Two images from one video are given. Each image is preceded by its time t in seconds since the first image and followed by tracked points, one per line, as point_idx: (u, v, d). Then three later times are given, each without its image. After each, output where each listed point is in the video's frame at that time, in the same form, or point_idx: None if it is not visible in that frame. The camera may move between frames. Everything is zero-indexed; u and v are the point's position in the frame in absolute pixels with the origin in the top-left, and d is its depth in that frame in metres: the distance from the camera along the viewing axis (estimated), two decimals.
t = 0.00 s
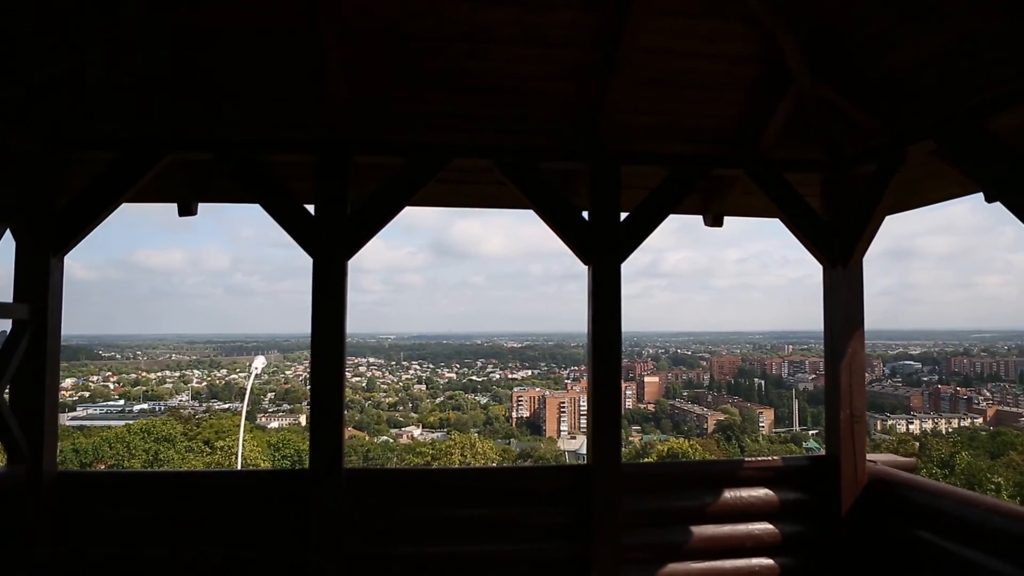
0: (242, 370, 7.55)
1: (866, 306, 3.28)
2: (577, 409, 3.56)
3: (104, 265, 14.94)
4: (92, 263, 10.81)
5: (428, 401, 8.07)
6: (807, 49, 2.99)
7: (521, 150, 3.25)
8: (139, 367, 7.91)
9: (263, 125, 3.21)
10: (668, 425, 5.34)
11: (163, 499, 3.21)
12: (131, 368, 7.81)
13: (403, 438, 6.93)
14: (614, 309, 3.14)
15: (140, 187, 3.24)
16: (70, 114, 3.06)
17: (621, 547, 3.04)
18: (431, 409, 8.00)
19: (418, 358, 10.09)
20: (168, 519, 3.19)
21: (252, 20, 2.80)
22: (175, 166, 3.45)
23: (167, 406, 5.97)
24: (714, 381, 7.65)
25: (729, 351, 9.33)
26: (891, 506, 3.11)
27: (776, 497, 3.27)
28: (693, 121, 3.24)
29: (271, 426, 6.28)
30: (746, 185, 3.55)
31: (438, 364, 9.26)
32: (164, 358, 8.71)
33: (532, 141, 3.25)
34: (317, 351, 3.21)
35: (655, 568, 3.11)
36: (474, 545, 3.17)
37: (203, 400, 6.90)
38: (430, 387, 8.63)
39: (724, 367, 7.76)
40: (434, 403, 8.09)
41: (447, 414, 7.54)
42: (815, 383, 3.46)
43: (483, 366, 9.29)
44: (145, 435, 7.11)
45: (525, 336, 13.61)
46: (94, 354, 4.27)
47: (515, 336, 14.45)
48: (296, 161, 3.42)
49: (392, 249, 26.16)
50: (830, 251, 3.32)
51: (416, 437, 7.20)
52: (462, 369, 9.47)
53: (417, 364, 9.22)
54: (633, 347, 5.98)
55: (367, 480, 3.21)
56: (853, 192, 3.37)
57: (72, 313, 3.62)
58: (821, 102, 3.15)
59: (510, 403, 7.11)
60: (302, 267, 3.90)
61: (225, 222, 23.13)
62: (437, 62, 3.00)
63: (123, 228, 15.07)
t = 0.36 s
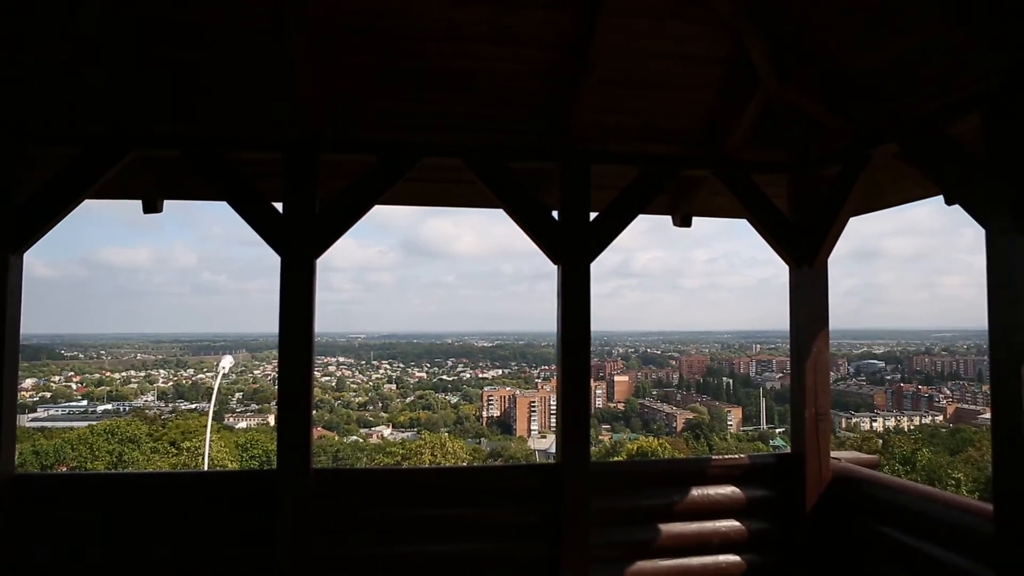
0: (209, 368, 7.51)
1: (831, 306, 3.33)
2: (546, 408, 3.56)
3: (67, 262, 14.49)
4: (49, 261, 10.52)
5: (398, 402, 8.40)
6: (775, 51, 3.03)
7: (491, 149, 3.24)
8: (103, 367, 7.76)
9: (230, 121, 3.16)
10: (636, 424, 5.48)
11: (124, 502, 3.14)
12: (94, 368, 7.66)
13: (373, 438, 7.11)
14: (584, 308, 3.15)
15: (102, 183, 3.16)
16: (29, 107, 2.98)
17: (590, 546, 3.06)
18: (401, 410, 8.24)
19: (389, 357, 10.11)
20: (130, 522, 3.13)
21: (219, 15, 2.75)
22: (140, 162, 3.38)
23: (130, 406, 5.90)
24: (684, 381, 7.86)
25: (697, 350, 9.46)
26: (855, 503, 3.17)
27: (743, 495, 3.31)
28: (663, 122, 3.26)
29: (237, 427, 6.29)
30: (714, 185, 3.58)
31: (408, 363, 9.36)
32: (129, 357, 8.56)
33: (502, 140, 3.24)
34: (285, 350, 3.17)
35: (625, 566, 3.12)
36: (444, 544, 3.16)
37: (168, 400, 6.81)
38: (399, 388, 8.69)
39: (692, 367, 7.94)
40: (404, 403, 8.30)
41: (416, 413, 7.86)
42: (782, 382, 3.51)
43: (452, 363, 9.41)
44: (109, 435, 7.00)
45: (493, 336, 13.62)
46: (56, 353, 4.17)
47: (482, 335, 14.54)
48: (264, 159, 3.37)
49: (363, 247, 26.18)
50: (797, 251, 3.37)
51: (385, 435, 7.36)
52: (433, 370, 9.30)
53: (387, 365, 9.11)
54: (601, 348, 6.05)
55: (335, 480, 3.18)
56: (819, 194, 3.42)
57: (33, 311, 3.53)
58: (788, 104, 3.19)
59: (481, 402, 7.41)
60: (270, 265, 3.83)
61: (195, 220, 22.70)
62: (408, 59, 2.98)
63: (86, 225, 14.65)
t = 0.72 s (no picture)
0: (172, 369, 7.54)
1: (794, 306, 3.38)
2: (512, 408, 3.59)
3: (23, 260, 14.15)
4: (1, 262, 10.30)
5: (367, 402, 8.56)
6: (742, 55, 3.05)
7: (458, 148, 3.22)
8: (62, 367, 7.66)
9: (193, 117, 3.09)
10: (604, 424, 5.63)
11: (82, 505, 3.07)
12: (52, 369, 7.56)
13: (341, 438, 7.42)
14: (551, 309, 3.16)
15: (57, 180, 3.07)
16: None
17: (557, 545, 3.07)
18: (369, 410, 8.46)
19: (356, 358, 10.23)
20: (85, 526, 3.05)
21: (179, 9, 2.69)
22: (98, 158, 3.29)
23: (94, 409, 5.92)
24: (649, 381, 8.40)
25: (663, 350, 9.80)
26: (818, 501, 3.22)
27: (707, 494, 3.34)
28: (630, 123, 3.28)
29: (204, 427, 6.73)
30: (680, 187, 3.60)
31: (376, 364, 9.63)
32: (89, 357, 8.45)
33: (469, 140, 3.23)
34: (249, 351, 3.12)
35: (591, 565, 3.14)
36: (411, 545, 3.15)
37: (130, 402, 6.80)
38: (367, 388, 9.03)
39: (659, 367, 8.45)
40: (374, 404, 8.54)
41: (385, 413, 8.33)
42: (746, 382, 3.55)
43: (421, 363, 9.72)
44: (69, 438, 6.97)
45: (461, 337, 13.78)
46: (11, 354, 4.10)
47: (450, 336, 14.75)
48: (227, 156, 3.31)
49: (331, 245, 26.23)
50: (761, 252, 3.40)
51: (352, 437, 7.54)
52: (400, 370, 9.66)
53: (356, 364, 9.44)
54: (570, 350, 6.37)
55: (300, 481, 3.15)
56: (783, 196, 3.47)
57: None
58: (752, 107, 3.24)
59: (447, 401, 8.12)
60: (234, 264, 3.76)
61: (160, 217, 22.25)
62: (375, 58, 2.95)
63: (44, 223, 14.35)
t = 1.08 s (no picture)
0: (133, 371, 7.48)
1: (755, 306, 3.43)
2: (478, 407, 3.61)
3: None
4: None
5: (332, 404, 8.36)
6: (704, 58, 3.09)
7: (425, 147, 3.21)
8: (17, 369, 7.52)
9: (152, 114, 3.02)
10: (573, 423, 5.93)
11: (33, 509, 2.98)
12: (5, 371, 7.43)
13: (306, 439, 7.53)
14: (516, 308, 3.17)
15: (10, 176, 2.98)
16: None
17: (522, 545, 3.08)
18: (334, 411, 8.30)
19: (322, 359, 10.29)
20: (37, 531, 2.96)
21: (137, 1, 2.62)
22: (53, 153, 3.20)
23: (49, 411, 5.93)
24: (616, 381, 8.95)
25: (630, 351, 10.57)
26: (778, 498, 3.28)
27: (670, 492, 3.37)
28: (595, 125, 3.29)
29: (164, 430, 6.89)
30: (645, 188, 3.63)
31: (342, 365, 9.80)
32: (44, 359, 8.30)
33: (435, 139, 3.22)
34: (210, 351, 3.07)
35: (555, 564, 3.15)
36: (375, 546, 3.14)
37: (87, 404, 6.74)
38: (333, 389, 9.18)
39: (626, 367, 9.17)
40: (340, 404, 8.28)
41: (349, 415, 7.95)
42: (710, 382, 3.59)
43: (388, 364, 9.94)
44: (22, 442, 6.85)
45: (430, 336, 13.92)
46: None
47: (419, 336, 14.87)
48: (188, 153, 3.25)
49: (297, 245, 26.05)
50: (724, 253, 3.44)
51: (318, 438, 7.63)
52: (365, 371, 9.85)
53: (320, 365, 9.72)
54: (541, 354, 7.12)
55: (262, 483, 3.11)
56: (745, 198, 3.52)
57: None
58: (716, 109, 3.27)
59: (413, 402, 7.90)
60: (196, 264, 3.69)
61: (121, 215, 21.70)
62: (339, 56, 2.91)
63: None
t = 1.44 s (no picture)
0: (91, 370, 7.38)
1: (719, 306, 3.47)
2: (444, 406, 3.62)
3: None
4: None
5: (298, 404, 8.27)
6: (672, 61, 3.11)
7: (391, 146, 3.20)
8: None
9: (112, 110, 2.95)
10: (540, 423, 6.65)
11: None
12: None
13: (270, 440, 7.62)
14: (482, 308, 3.16)
15: None
16: None
17: (488, 545, 3.08)
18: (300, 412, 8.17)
19: (287, 359, 10.26)
20: None
21: None
22: (9, 147, 3.12)
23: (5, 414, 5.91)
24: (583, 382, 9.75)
25: (597, 351, 11.58)
26: (741, 496, 3.32)
27: (636, 491, 3.40)
28: (563, 125, 3.30)
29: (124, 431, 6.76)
30: (612, 189, 3.65)
31: (308, 363, 9.87)
32: None
33: (403, 138, 3.20)
34: (171, 352, 3.01)
35: (520, 564, 3.16)
36: (341, 547, 3.12)
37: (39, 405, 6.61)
38: (299, 388, 8.75)
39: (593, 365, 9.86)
40: (304, 404, 8.37)
41: (315, 415, 8.21)
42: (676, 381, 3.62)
43: (354, 364, 10.09)
44: None
45: (397, 336, 14.02)
46: None
47: (386, 336, 14.93)
48: (149, 149, 3.18)
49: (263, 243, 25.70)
50: (689, 254, 3.48)
51: (283, 437, 7.74)
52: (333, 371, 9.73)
53: (286, 365, 9.42)
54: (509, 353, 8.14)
55: (225, 485, 3.06)
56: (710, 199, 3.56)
57: None
58: (683, 112, 3.30)
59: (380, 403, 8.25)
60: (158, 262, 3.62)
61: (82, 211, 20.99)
62: (306, 54, 2.87)
63: None
